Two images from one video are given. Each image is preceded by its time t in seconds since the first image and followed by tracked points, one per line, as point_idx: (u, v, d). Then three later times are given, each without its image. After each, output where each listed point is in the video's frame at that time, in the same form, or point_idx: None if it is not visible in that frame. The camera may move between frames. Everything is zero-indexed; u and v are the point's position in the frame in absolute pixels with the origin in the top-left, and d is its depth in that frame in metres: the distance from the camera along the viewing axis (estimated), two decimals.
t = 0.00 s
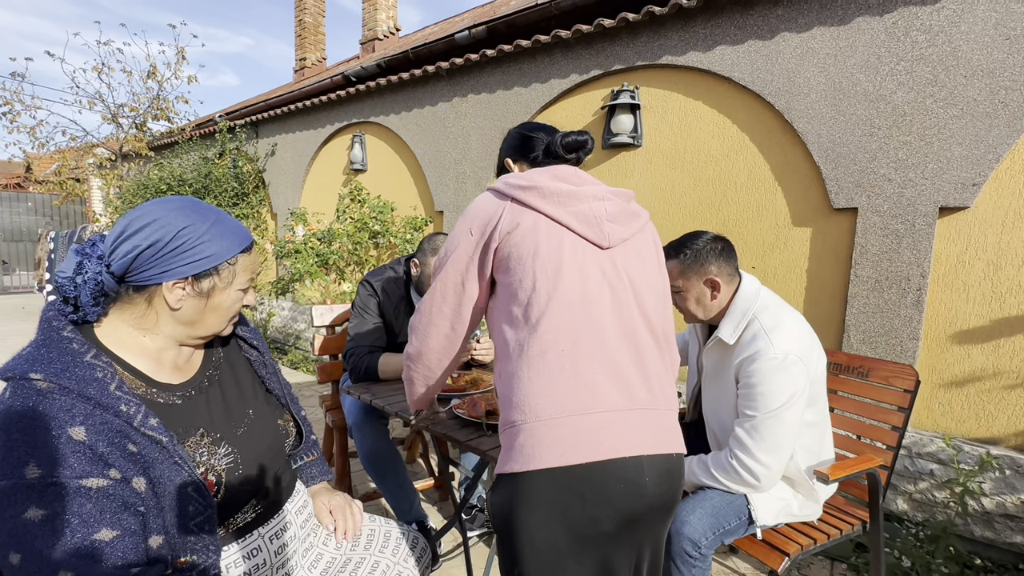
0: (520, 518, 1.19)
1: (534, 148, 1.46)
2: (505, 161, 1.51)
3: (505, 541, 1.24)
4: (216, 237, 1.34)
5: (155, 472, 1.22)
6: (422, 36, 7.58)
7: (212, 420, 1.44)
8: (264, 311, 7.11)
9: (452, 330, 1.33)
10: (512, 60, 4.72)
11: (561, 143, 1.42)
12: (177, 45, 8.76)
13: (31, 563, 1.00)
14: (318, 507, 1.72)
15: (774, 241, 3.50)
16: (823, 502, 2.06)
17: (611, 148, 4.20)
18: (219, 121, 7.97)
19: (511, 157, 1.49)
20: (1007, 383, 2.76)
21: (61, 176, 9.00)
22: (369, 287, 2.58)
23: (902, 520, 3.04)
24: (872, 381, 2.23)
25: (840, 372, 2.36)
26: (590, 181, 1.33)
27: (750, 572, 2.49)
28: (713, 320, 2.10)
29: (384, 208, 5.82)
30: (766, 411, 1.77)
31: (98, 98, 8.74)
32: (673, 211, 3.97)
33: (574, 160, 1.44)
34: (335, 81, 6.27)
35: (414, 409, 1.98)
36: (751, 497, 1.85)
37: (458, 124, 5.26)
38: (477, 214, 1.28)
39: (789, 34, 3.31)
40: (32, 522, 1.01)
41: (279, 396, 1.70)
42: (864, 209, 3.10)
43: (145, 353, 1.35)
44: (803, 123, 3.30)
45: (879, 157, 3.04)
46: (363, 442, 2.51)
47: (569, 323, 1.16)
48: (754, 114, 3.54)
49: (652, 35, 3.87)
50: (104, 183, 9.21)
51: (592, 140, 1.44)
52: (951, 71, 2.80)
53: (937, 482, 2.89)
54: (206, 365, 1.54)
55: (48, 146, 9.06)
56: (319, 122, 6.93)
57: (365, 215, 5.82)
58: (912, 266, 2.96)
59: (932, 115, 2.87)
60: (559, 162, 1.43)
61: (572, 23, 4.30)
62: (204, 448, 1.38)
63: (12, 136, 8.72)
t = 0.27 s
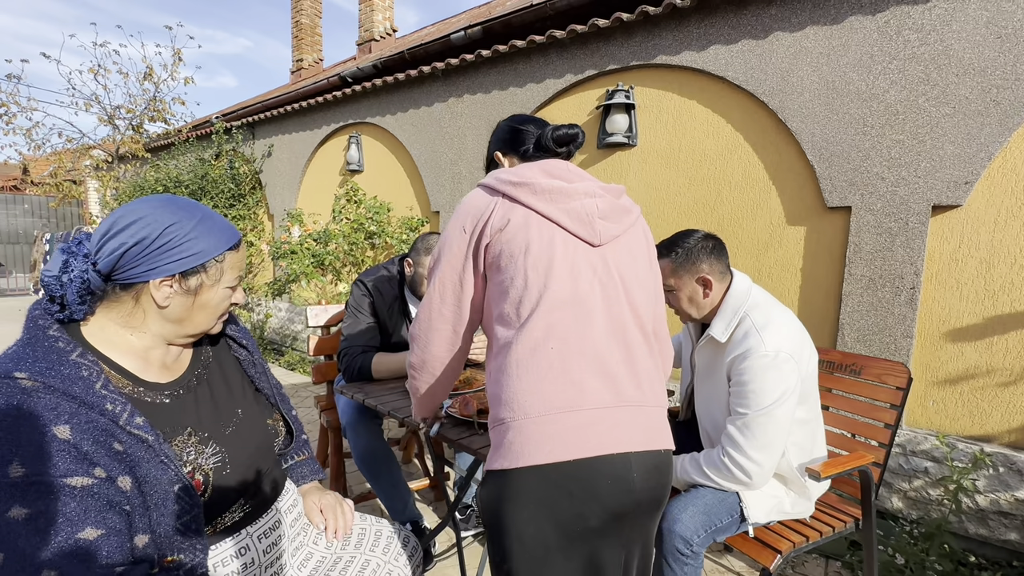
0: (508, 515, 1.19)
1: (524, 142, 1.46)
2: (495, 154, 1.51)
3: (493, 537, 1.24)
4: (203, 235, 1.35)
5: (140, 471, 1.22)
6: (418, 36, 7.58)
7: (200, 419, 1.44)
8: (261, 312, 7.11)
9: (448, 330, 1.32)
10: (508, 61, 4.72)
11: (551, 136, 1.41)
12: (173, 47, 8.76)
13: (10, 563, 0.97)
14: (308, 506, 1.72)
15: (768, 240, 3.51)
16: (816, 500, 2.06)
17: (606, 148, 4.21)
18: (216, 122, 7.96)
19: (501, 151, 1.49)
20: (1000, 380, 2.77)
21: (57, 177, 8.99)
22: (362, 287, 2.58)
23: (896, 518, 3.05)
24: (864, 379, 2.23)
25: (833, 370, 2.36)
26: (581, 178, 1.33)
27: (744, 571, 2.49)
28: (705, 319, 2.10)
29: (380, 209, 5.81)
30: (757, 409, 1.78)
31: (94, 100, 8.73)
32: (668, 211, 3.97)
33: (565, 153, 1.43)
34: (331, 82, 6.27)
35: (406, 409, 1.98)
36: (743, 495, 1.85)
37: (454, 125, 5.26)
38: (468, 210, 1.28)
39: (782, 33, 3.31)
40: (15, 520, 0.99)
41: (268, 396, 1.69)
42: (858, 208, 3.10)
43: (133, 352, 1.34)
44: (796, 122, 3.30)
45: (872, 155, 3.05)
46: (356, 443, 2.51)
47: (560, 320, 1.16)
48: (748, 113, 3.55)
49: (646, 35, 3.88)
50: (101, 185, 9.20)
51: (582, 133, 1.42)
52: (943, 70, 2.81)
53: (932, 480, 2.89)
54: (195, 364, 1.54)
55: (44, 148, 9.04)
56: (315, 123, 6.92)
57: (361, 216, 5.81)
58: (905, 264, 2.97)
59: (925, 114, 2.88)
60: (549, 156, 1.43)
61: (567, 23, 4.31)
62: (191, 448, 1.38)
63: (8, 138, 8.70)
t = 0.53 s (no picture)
0: (506, 513, 1.19)
1: (519, 139, 1.46)
2: (489, 152, 1.52)
3: (491, 535, 1.24)
4: (196, 233, 1.35)
5: (134, 470, 1.22)
6: (416, 36, 7.58)
7: (194, 419, 1.44)
8: (259, 313, 7.11)
9: (445, 330, 1.32)
10: (504, 61, 4.73)
11: (546, 134, 1.42)
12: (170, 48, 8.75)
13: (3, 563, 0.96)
14: (304, 505, 1.72)
15: (765, 239, 3.52)
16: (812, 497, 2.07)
17: (603, 147, 4.22)
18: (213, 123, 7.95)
19: (495, 148, 1.50)
20: (995, 378, 2.78)
21: (54, 179, 8.98)
22: (359, 286, 2.58)
23: (893, 515, 3.06)
24: (859, 376, 2.24)
25: (829, 368, 2.36)
26: (576, 176, 1.33)
27: (741, 569, 2.50)
28: (699, 317, 2.11)
29: (377, 209, 5.81)
30: (752, 406, 1.78)
31: (91, 101, 8.72)
32: (664, 210, 3.98)
33: (560, 151, 1.45)
34: (328, 82, 6.27)
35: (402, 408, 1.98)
36: (738, 492, 1.85)
37: (451, 125, 5.26)
38: (463, 210, 1.28)
39: (778, 32, 3.32)
40: (8, 519, 0.98)
41: (263, 395, 1.70)
42: (853, 206, 3.12)
43: (126, 351, 1.35)
44: (792, 121, 3.31)
45: (867, 154, 3.06)
46: (353, 442, 2.51)
47: (556, 318, 1.16)
48: (744, 112, 3.56)
49: (643, 35, 3.89)
50: (98, 186, 9.18)
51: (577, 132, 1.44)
52: (937, 69, 2.82)
53: (928, 477, 2.90)
54: (189, 364, 1.54)
55: (41, 149, 9.02)
56: (313, 123, 6.92)
57: (359, 216, 5.81)
58: (901, 262, 2.98)
59: (919, 112, 2.89)
60: (544, 154, 1.44)
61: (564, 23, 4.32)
62: (186, 447, 1.38)
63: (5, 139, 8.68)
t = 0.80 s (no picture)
0: (506, 513, 1.19)
1: (518, 141, 1.47)
2: (488, 154, 1.52)
3: (491, 536, 1.24)
4: (195, 235, 1.35)
5: (134, 473, 1.22)
6: (414, 37, 7.58)
7: (193, 421, 1.44)
8: (258, 314, 7.11)
9: (444, 332, 1.32)
10: (503, 61, 4.73)
11: (544, 136, 1.41)
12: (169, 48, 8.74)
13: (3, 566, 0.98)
14: (303, 507, 1.72)
15: (763, 239, 3.52)
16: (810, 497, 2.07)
17: (601, 148, 4.22)
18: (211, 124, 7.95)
19: (495, 150, 1.50)
20: (993, 376, 2.79)
21: (52, 180, 8.97)
22: (358, 287, 2.58)
23: (892, 514, 3.06)
24: (857, 376, 2.24)
25: (827, 367, 2.37)
26: (575, 177, 1.33)
27: (740, 568, 2.50)
28: (694, 318, 2.11)
29: (376, 210, 5.81)
30: (748, 405, 1.78)
31: (90, 103, 8.71)
32: (663, 210, 3.98)
33: (559, 152, 1.44)
34: (327, 83, 6.27)
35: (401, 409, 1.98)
36: (736, 492, 1.86)
37: (450, 125, 5.26)
38: (462, 212, 1.28)
39: (776, 32, 3.33)
40: (7, 522, 1.00)
41: (262, 397, 1.70)
42: (851, 206, 3.12)
43: (125, 354, 1.35)
44: (790, 121, 3.32)
45: (865, 154, 3.06)
46: (352, 443, 2.51)
47: (556, 320, 1.16)
48: (742, 112, 3.57)
49: (641, 35, 3.89)
50: (96, 187, 9.17)
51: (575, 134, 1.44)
52: (934, 69, 2.83)
53: (926, 476, 2.91)
54: (188, 366, 1.54)
55: (39, 150, 9.01)
56: (311, 124, 6.92)
57: (358, 217, 5.81)
58: (898, 262, 2.99)
59: (917, 112, 2.89)
60: (543, 156, 1.43)
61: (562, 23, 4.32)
62: (184, 449, 1.38)
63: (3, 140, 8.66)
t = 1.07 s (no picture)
0: (508, 511, 1.19)
1: (518, 141, 1.47)
2: (489, 154, 1.52)
3: (493, 534, 1.25)
4: (198, 234, 1.36)
5: (136, 472, 1.22)
6: (413, 36, 7.57)
7: (195, 420, 1.44)
8: (258, 314, 7.11)
9: (444, 330, 1.32)
10: (502, 60, 4.73)
11: (545, 135, 1.42)
12: (168, 48, 8.73)
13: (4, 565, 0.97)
14: (304, 506, 1.72)
15: (763, 238, 3.52)
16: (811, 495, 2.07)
17: (601, 147, 4.22)
18: (211, 124, 7.94)
19: (495, 150, 1.50)
20: (993, 375, 2.79)
21: (52, 180, 8.97)
22: (358, 287, 2.59)
23: (892, 513, 3.06)
24: (858, 374, 2.24)
25: (827, 366, 2.37)
26: (576, 176, 1.33)
27: (741, 567, 2.50)
28: (689, 318, 2.12)
29: (376, 209, 5.81)
30: (746, 405, 1.79)
31: (89, 103, 8.71)
32: (663, 209, 3.98)
33: (559, 152, 1.45)
34: (326, 83, 6.26)
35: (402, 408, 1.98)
36: (737, 491, 1.86)
37: (450, 125, 5.26)
38: (463, 210, 1.28)
39: (775, 31, 3.33)
40: (10, 520, 0.99)
41: (263, 397, 1.70)
42: (851, 205, 3.12)
43: (128, 353, 1.35)
44: (790, 120, 3.32)
45: (865, 152, 3.06)
46: (353, 443, 2.52)
47: (557, 319, 1.16)
48: (742, 111, 3.57)
49: (641, 34, 3.89)
50: (96, 188, 9.16)
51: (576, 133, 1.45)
52: (934, 67, 2.83)
53: (926, 475, 2.91)
54: (190, 366, 1.54)
55: (38, 150, 9.00)
56: (311, 124, 6.92)
57: (357, 217, 5.81)
58: (898, 260, 2.99)
59: (917, 111, 2.89)
60: (543, 155, 1.44)
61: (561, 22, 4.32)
62: (187, 448, 1.38)
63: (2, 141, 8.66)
